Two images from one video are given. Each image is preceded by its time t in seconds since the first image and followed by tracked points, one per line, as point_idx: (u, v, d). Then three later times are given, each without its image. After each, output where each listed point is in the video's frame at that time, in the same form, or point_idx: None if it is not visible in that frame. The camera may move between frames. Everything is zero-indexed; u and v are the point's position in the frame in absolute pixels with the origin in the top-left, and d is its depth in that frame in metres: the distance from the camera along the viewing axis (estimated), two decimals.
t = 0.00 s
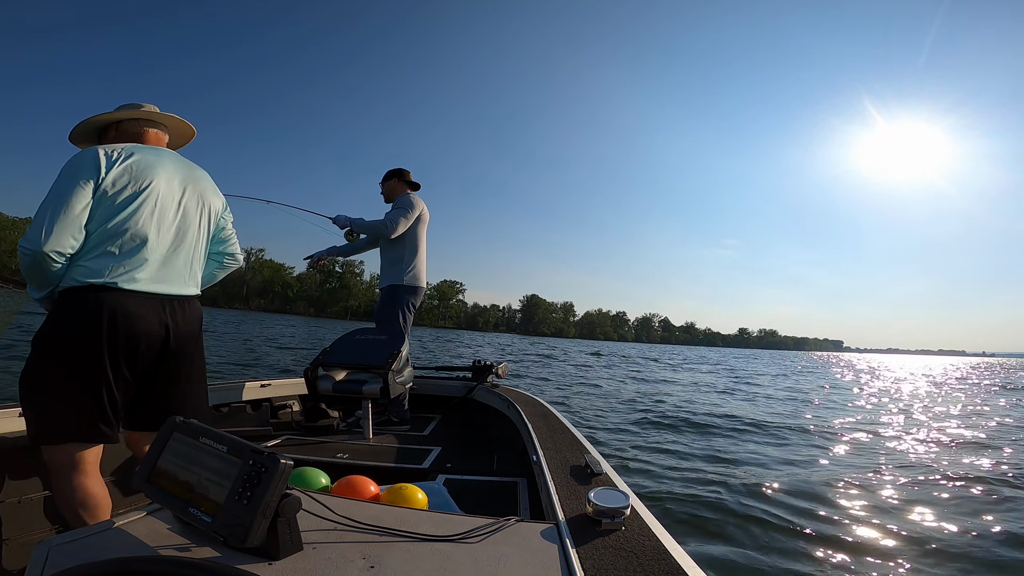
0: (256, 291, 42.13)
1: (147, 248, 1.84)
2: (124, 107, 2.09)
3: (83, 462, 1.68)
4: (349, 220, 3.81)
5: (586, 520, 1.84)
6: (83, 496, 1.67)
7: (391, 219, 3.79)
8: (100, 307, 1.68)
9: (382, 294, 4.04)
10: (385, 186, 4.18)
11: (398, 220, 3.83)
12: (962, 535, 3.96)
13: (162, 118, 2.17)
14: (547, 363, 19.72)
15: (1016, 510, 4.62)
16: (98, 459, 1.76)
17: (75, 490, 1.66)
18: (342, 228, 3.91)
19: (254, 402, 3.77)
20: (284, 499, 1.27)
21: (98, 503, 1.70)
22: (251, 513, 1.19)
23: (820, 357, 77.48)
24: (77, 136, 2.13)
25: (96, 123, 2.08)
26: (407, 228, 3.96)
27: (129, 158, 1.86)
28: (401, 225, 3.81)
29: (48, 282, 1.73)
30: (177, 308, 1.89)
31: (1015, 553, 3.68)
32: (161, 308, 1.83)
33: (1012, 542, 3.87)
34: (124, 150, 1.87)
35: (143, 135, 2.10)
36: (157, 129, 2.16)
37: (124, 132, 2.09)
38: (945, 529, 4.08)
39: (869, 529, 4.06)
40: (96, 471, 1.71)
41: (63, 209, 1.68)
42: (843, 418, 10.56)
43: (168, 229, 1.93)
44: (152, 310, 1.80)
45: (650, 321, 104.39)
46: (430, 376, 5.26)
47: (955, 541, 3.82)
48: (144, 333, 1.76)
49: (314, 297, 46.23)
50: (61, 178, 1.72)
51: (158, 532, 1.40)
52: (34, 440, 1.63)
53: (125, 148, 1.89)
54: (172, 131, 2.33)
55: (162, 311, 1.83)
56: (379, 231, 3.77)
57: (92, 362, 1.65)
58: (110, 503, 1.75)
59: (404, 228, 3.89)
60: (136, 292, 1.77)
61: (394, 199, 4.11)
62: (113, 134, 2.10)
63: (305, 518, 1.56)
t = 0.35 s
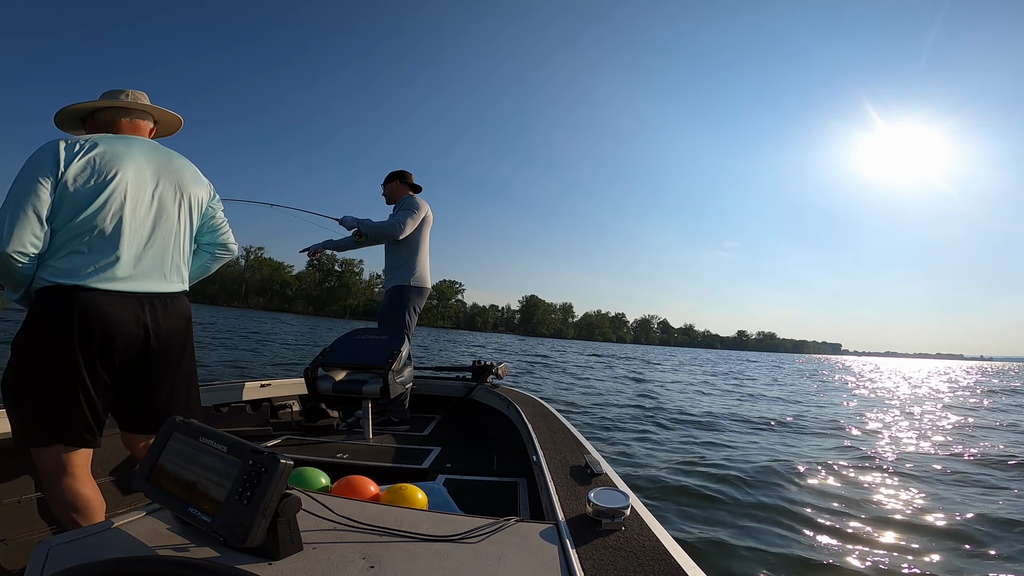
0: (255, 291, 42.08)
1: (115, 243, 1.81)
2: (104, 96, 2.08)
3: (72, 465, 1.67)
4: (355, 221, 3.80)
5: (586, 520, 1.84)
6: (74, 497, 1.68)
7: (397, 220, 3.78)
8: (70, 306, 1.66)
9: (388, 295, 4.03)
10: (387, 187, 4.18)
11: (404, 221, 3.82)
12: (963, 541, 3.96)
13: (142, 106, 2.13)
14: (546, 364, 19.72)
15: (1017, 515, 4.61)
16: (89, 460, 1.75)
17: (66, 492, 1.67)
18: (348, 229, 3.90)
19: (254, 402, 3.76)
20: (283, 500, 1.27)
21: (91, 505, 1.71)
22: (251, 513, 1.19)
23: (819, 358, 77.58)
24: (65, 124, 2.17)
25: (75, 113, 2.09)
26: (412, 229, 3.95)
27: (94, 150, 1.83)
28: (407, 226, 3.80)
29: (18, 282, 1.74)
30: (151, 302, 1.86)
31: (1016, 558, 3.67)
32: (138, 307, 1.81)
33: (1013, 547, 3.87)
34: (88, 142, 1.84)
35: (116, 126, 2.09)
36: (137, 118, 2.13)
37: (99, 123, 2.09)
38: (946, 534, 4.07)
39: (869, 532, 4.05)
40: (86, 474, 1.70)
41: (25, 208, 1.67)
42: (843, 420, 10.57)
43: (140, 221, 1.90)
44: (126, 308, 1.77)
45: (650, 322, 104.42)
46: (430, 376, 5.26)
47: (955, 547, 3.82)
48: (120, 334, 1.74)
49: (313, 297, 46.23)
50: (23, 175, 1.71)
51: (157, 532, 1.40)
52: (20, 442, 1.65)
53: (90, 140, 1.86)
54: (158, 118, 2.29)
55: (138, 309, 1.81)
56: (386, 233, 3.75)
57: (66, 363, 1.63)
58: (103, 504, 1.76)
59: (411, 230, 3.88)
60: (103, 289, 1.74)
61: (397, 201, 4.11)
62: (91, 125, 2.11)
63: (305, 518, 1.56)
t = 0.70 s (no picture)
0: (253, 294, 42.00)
1: (114, 246, 1.81)
2: (129, 98, 2.11)
3: (64, 466, 1.67)
4: (358, 223, 3.81)
5: (586, 520, 1.84)
6: (68, 498, 1.67)
7: (400, 221, 3.79)
8: (63, 308, 1.66)
9: (389, 295, 4.03)
10: (389, 189, 4.18)
11: (407, 223, 3.82)
12: (963, 545, 3.95)
13: (163, 111, 2.15)
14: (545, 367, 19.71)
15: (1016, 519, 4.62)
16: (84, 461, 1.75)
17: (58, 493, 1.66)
18: (351, 231, 3.90)
19: (254, 402, 3.76)
20: (283, 500, 1.27)
21: (86, 505, 1.71)
22: (251, 513, 1.19)
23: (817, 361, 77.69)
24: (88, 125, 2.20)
25: (96, 113, 2.11)
26: (415, 231, 3.95)
27: (104, 151, 1.83)
28: (410, 228, 3.81)
29: (17, 277, 1.74)
30: (146, 307, 1.85)
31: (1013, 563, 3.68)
32: (132, 311, 1.80)
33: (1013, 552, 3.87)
34: (101, 142, 1.85)
35: (133, 128, 2.10)
36: (155, 122, 2.15)
37: (118, 124, 2.11)
38: (945, 538, 4.07)
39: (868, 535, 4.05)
40: (79, 475, 1.70)
41: (26, 206, 1.68)
42: (841, 424, 10.58)
43: (141, 224, 1.89)
44: (121, 312, 1.77)
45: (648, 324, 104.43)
46: (430, 377, 5.26)
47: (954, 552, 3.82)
48: (112, 339, 1.74)
49: (312, 300, 46.17)
50: (31, 172, 1.72)
51: (157, 531, 1.40)
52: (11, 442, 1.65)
53: (103, 140, 1.87)
54: (178, 124, 2.29)
55: (133, 314, 1.80)
56: (389, 234, 3.76)
57: (58, 367, 1.63)
58: (98, 504, 1.76)
59: (414, 231, 3.89)
60: (97, 290, 1.73)
61: (399, 203, 4.12)
62: (110, 126, 2.12)
63: (305, 518, 1.56)
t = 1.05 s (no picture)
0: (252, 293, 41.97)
1: (124, 248, 1.82)
2: (148, 104, 2.13)
3: (62, 465, 1.66)
4: (360, 225, 3.80)
5: (586, 520, 1.84)
6: (67, 496, 1.67)
7: (403, 222, 3.79)
8: (70, 310, 1.66)
9: (390, 295, 4.03)
10: (390, 189, 4.18)
11: (410, 223, 3.82)
12: (962, 544, 3.96)
13: (181, 117, 2.15)
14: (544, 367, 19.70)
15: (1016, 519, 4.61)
16: (83, 459, 1.74)
17: (57, 491, 1.66)
18: (353, 232, 3.90)
19: (254, 402, 3.76)
20: (283, 499, 1.27)
21: (85, 503, 1.71)
22: (251, 513, 1.19)
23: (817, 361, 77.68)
24: (109, 128, 2.23)
25: (116, 117, 2.12)
26: (417, 231, 3.95)
27: (119, 155, 1.85)
28: (412, 228, 3.81)
29: (27, 276, 1.74)
30: (152, 311, 1.86)
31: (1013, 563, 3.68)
32: (137, 314, 1.80)
33: (1012, 552, 3.87)
34: (116, 147, 1.87)
35: (150, 134, 2.11)
36: (171, 129, 2.15)
37: (135, 129, 2.12)
38: (944, 538, 4.07)
39: (868, 536, 4.05)
40: (77, 474, 1.69)
41: (41, 205, 1.68)
42: (840, 424, 10.59)
43: (151, 228, 1.91)
44: (127, 314, 1.78)
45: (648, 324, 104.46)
46: (430, 376, 5.26)
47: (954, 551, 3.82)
48: (116, 341, 1.74)
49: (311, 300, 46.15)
50: (47, 173, 1.74)
51: (157, 531, 1.40)
52: (10, 440, 1.64)
53: (118, 145, 1.89)
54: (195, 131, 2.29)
55: (138, 317, 1.80)
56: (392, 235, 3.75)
57: (61, 368, 1.63)
58: (96, 502, 1.76)
59: (415, 231, 3.89)
60: (106, 293, 1.74)
61: (399, 203, 4.12)
62: (129, 130, 2.13)
63: (305, 518, 1.56)
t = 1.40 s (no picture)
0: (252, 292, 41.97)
1: (132, 251, 1.83)
2: (155, 108, 2.14)
3: (60, 462, 1.65)
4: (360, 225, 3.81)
5: (585, 521, 1.84)
6: (64, 494, 1.66)
7: (403, 222, 3.78)
8: (74, 311, 1.67)
9: (389, 295, 4.03)
10: (390, 189, 4.18)
11: (409, 223, 3.82)
12: (961, 542, 3.95)
13: (186, 122, 2.17)
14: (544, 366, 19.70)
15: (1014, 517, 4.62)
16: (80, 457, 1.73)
17: (55, 489, 1.65)
18: (353, 232, 3.90)
19: (254, 402, 3.75)
20: (283, 499, 1.27)
21: (82, 500, 1.70)
22: (250, 512, 1.19)
23: (816, 361, 77.72)
24: (116, 131, 2.25)
25: (123, 121, 2.13)
26: (417, 231, 3.95)
27: (126, 159, 1.85)
28: (413, 228, 3.80)
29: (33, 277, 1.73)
30: (155, 313, 1.86)
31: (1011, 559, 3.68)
32: (140, 316, 1.81)
33: (1011, 548, 3.87)
34: (123, 150, 1.87)
35: (157, 138, 2.13)
36: (177, 133, 2.18)
37: (142, 133, 2.13)
38: (943, 535, 4.07)
39: (867, 534, 4.05)
40: (75, 471, 1.68)
41: (50, 207, 1.68)
42: (839, 422, 10.59)
43: (159, 232, 1.92)
44: (132, 316, 1.79)
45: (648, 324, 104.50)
46: (429, 376, 5.26)
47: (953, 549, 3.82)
48: (119, 341, 1.74)
49: (311, 298, 46.18)
50: (56, 176, 1.73)
51: (156, 531, 1.39)
52: (8, 439, 1.64)
53: (125, 148, 1.89)
54: (199, 136, 2.31)
55: (141, 318, 1.81)
56: (391, 235, 3.75)
57: (64, 368, 1.63)
58: (94, 500, 1.75)
59: (415, 231, 3.89)
60: (115, 296, 1.75)
61: (399, 203, 4.12)
62: (135, 134, 2.14)
63: (304, 518, 1.56)
